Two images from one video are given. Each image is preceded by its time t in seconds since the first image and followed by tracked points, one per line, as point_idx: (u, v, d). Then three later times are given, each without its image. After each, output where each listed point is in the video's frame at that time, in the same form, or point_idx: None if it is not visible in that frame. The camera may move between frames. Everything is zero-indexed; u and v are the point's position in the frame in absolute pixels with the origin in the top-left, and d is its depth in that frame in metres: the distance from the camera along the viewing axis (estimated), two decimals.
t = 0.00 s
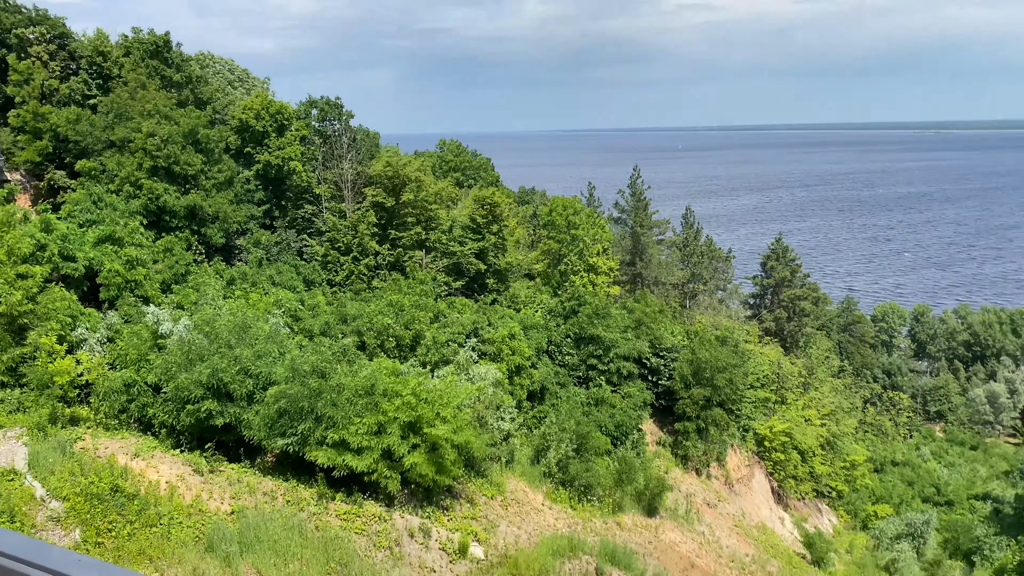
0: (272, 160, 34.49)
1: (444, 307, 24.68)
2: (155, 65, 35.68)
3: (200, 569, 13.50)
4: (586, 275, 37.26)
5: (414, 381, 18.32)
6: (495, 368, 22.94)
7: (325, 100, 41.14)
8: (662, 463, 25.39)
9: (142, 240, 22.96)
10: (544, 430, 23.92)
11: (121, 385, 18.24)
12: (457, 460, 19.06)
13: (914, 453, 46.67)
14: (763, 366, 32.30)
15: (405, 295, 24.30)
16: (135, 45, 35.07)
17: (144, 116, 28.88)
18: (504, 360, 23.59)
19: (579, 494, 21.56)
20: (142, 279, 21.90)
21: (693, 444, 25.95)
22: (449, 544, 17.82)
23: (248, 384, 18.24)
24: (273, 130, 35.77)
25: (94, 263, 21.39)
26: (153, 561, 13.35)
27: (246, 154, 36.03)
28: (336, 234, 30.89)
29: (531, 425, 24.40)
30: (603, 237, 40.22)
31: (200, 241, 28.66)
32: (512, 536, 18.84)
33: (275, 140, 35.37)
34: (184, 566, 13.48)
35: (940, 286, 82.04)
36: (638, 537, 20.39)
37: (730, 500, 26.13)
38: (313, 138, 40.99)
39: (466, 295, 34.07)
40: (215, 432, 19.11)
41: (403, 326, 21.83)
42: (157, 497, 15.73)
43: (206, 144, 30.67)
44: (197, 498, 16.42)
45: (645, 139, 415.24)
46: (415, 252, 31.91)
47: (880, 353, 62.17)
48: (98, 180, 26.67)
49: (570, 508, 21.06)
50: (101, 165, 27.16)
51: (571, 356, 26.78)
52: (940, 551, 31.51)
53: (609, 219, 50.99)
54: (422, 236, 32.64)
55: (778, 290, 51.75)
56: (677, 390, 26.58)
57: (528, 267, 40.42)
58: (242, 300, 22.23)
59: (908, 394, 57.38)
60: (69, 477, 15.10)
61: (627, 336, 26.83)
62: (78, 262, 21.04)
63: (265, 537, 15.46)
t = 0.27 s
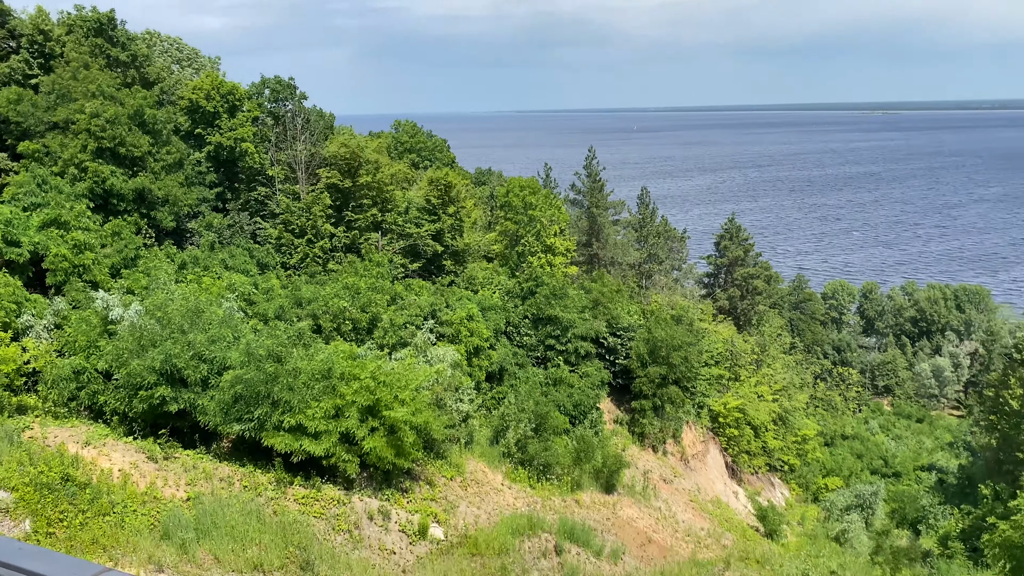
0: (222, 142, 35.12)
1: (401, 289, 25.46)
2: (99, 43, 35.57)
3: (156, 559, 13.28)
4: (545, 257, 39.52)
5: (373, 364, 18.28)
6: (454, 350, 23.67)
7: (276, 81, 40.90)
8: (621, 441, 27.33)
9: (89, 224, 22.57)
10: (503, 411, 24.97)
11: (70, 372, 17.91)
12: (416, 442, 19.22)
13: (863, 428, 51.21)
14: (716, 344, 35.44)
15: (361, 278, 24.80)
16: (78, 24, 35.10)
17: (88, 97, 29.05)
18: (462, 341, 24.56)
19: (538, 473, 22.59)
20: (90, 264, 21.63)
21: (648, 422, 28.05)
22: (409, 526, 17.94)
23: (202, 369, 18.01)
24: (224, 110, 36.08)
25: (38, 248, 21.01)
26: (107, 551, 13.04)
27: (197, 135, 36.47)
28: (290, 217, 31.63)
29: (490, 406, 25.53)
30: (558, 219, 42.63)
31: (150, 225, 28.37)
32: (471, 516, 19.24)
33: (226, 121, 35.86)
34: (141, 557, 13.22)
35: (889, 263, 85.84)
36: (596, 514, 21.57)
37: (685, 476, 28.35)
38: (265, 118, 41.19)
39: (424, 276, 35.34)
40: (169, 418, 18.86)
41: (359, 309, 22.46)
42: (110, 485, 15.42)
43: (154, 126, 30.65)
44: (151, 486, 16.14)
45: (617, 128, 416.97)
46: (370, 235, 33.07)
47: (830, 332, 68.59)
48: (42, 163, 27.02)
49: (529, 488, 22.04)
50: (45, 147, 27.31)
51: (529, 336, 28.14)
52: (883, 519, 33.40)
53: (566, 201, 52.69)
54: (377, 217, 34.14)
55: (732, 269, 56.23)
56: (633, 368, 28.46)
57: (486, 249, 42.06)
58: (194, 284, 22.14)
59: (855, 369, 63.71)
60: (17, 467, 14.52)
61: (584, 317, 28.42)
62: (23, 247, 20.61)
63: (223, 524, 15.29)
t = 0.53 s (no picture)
0: (184, 131, 34.85)
1: (368, 279, 25.75)
2: (53, 31, 35.57)
3: (121, 554, 13.10)
4: (512, 245, 39.50)
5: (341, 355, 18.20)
6: (421, 340, 23.89)
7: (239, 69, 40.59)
8: (590, 427, 28.03)
9: (47, 216, 22.39)
10: (471, 401, 25.16)
11: (29, 366, 17.72)
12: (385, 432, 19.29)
13: (827, 411, 53.33)
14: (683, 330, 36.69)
15: (327, 268, 24.82)
16: (31, 11, 35.06)
17: (41, 85, 28.84)
18: (430, 331, 25.19)
19: (508, 461, 22.86)
20: (48, 256, 21.36)
21: (615, 409, 28.82)
22: (378, 516, 17.95)
23: (166, 362, 17.82)
24: (185, 98, 35.85)
25: None
26: (69, 547, 12.84)
27: (156, 124, 36.15)
28: (253, 208, 31.60)
29: (458, 394, 26.19)
30: (525, 207, 43.51)
31: (109, 216, 28.03)
32: (440, 505, 19.40)
33: (187, 110, 35.57)
34: (105, 551, 13.05)
35: (855, 249, 87.85)
36: (567, 500, 21.88)
37: (653, 461, 29.10)
38: (228, 106, 40.70)
39: (390, 265, 35.72)
40: (133, 411, 18.64)
41: (325, 300, 22.44)
42: (72, 480, 15.18)
43: (111, 114, 30.17)
44: (116, 480, 15.92)
45: (596, 120, 418.05)
46: (335, 225, 33.53)
47: (795, 317, 72.65)
48: None
49: (498, 475, 22.30)
50: None
51: (497, 325, 28.67)
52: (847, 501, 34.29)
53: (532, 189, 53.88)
54: (343, 206, 34.83)
55: (698, 255, 57.69)
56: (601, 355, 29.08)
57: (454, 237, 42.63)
58: (156, 276, 21.98)
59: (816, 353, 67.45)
60: None
61: (553, 305, 28.95)
62: None
63: (190, 518, 15.13)
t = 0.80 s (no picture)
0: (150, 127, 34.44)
1: (339, 276, 25.67)
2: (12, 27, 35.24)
3: (90, 557, 12.98)
4: (486, 241, 40.26)
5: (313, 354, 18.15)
6: (393, 336, 23.91)
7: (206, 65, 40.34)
8: (564, 422, 28.38)
9: (9, 215, 22.15)
10: (444, 397, 25.23)
11: None
12: (358, 429, 19.36)
13: (797, 402, 54.76)
14: (656, 324, 37.26)
15: (298, 265, 24.71)
16: None
17: None
18: (402, 327, 25.25)
19: (482, 456, 23.06)
20: (11, 256, 21.02)
21: (588, 403, 29.17)
22: (352, 514, 17.99)
23: (134, 362, 17.62)
24: (150, 95, 35.07)
25: None
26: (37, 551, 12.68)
27: (121, 121, 35.24)
28: (222, 204, 30.93)
29: (431, 391, 26.28)
30: (498, 203, 43.75)
31: (74, 215, 27.57)
32: (414, 502, 19.53)
33: (151, 105, 35.03)
34: (74, 555, 12.92)
35: (825, 242, 89.67)
36: (541, 495, 22.17)
37: (626, 454, 29.56)
38: (194, 103, 40.14)
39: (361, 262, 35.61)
40: (100, 413, 18.41)
41: (295, 297, 22.41)
42: (39, 483, 14.94)
43: (72, 110, 29.16)
44: (84, 483, 15.71)
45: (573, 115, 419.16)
46: (306, 222, 33.26)
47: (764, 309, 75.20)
48: None
49: (472, 471, 22.49)
50: None
51: (469, 321, 28.79)
52: (815, 491, 34.82)
53: (504, 183, 54.21)
54: (313, 203, 34.73)
55: (669, 249, 58.42)
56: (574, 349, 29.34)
57: (427, 233, 42.75)
58: (123, 275, 21.77)
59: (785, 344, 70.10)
60: None
61: (525, 300, 29.18)
62: None
63: (162, 519, 15.01)
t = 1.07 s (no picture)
0: (115, 131, 33.98)
1: (310, 280, 25.66)
2: None
3: (57, 568, 12.87)
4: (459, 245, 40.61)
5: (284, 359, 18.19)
6: (365, 340, 23.95)
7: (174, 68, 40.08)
8: (537, 424, 28.78)
9: None
10: (418, 401, 25.43)
11: None
12: (330, 435, 19.42)
13: (767, 401, 56.38)
14: (628, 325, 37.96)
15: (269, 270, 24.63)
16: None
17: None
18: (374, 331, 25.36)
19: (455, 460, 23.30)
20: None
21: (561, 405, 29.57)
22: (324, 519, 18.05)
23: (101, 369, 17.45)
24: (117, 97, 34.87)
25: None
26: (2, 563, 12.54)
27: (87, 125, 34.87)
28: (190, 209, 31.06)
29: (404, 395, 26.44)
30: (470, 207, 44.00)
31: (37, 220, 27.09)
32: (387, 507, 19.64)
33: (118, 110, 34.69)
34: (40, 566, 12.79)
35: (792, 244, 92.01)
36: (514, 497, 22.50)
37: (599, 456, 30.11)
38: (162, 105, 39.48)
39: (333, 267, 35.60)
40: (67, 421, 18.16)
41: (266, 302, 22.38)
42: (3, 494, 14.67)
43: (35, 114, 28.72)
44: (50, 492, 15.46)
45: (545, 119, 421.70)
46: (277, 226, 32.84)
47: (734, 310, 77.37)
48: None
49: (446, 474, 22.69)
50: None
51: (442, 324, 28.99)
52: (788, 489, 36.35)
53: (476, 187, 54.66)
54: (284, 206, 34.53)
55: (640, 252, 59.35)
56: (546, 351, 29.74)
57: (399, 238, 42.82)
58: (89, 281, 21.54)
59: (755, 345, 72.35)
60: None
61: (498, 303, 29.50)
62: None
63: (131, 529, 14.88)
